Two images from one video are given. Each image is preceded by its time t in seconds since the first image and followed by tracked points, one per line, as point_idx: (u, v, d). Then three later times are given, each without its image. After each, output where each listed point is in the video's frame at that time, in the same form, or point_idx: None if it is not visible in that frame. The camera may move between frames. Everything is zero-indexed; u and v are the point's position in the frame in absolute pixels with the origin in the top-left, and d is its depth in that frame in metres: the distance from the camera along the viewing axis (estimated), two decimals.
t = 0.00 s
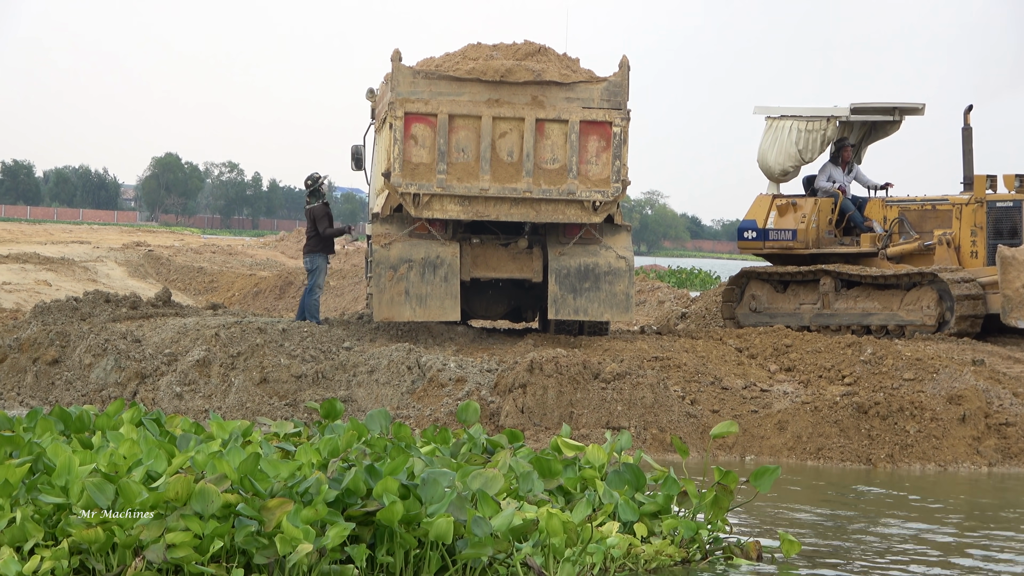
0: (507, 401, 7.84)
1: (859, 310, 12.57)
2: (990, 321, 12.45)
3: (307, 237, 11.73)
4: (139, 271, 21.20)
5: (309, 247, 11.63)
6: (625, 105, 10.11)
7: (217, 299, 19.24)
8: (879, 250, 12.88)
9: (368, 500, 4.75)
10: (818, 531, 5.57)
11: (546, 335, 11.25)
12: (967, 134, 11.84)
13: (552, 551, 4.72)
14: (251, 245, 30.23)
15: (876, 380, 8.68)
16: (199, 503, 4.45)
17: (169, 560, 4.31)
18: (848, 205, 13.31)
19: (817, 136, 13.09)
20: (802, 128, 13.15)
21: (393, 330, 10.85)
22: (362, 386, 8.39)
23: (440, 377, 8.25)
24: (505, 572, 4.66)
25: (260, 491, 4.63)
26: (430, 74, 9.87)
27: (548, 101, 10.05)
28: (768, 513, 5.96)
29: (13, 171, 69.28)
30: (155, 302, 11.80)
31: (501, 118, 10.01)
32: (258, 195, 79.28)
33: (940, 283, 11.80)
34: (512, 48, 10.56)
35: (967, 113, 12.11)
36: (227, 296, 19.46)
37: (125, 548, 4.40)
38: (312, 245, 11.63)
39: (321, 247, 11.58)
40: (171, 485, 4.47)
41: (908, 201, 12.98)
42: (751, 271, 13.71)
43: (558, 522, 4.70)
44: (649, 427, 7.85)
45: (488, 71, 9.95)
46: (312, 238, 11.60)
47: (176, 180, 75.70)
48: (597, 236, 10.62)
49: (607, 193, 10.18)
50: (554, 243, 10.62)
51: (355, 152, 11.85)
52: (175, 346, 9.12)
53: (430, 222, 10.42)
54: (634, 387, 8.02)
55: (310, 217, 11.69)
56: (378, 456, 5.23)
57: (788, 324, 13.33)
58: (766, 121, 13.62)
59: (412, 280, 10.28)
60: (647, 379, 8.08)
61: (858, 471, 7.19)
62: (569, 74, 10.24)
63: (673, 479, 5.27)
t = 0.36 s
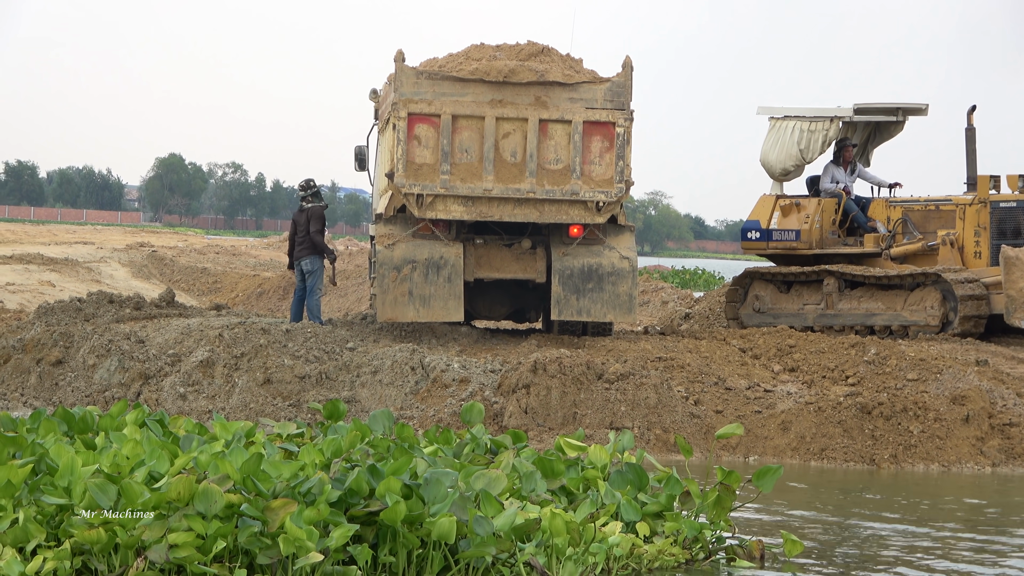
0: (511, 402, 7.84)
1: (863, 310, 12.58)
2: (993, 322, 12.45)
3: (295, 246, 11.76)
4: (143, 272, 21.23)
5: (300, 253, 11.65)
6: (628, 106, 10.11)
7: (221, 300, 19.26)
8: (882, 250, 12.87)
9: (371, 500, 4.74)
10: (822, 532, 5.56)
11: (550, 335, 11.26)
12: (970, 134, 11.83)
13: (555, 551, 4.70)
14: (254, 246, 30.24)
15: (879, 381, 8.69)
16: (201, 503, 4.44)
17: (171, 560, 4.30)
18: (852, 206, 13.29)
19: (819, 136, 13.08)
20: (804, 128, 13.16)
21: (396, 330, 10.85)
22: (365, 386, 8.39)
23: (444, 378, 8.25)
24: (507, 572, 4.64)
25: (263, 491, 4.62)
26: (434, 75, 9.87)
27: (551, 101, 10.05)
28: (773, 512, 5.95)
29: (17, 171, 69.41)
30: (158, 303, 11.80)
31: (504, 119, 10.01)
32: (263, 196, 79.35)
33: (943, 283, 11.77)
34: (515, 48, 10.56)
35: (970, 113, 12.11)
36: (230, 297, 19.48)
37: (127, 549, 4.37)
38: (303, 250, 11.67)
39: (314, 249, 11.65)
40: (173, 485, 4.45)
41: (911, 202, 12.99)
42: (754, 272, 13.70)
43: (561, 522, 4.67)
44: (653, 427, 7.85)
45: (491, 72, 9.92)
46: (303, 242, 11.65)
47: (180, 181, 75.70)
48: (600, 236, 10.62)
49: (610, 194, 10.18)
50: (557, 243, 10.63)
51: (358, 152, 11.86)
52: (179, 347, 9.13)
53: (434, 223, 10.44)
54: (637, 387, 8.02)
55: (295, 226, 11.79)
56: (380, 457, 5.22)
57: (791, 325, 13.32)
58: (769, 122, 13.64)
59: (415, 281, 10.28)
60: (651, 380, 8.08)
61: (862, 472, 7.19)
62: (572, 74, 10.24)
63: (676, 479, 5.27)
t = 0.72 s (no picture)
0: (513, 401, 7.84)
1: (865, 310, 12.58)
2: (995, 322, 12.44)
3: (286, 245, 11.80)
4: (145, 272, 21.24)
5: (296, 252, 11.74)
6: (630, 106, 10.11)
7: (223, 299, 19.26)
8: (884, 250, 12.89)
9: (372, 499, 4.71)
10: (821, 532, 5.55)
11: (552, 335, 11.26)
12: (972, 134, 11.83)
13: (557, 549, 4.69)
14: (256, 245, 30.25)
15: (881, 381, 8.68)
16: (202, 503, 4.42)
17: (172, 559, 4.29)
18: (853, 206, 13.35)
19: (821, 136, 13.08)
20: (806, 128, 13.17)
21: (398, 330, 10.86)
22: (367, 386, 8.39)
23: (445, 377, 8.24)
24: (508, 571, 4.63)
25: (263, 491, 4.60)
26: (435, 75, 9.87)
27: (553, 101, 10.04)
28: (775, 512, 5.95)
29: (19, 171, 69.44)
30: (160, 303, 11.81)
31: (506, 119, 10.01)
32: (264, 195, 79.34)
33: (945, 283, 11.77)
34: (517, 48, 10.56)
35: (973, 113, 12.11)
36: (232, 297, 19.48)
37: (128, 548, 4.35)
38: (300, 248, 11.77)
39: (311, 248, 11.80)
40: (174, 484, 4.43)
41: (913, 202, 13.00)
42: (756, 272, 13.70)
43: (561, 521, 4.66)
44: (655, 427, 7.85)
45: (494, 72, 9.95)
46: (299, 241, 11.76)
47: (180, 180, 75.74)
48: (602, 236, 10.62)
49: (612, 194, 10.19)
50: (559, 244, 10.63)
51: (360, 152, 11.86)
52: (181, 347, 9.14)
53: (436, 223, 10.44)
54: (639, 387, 8.02)
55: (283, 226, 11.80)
56: (381, 456, 5.21)
57: (793, 325, 13.32)
58: (771, 122, 13.65)
59: (417, 281, 10.28)
60: (652, 380, 8.08)
61: (863, 472, 7.18)
62: (574, 74, 10.24)
63: (677, 479, 5.27)
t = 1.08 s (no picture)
0: (514, 401, 7.83)
1: (867, 310, 12.58)
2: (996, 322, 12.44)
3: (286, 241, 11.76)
4: (146, 271, 21.25)
5: (298, 248, 11.75)
6: (631, 106, 10.11)
7: (224, 299, 19.26)
8: (885, 250, 12.89)
9: (372, 497, 4.69)
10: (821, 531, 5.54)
11: (553, 334, 11.26)
12: (973, 134, 11.83)
13: (557, 548, 4.68)
14: (257, 245, 30.26)
15: (882, 381, 8.68)
16: (202, 501, 4.40)
17: (171, 557, 4.27)
18: (854, 205, 13.35)
19: (823, 135, 13.08)
20: (807, 128, 13.17)
21: (399, 329, 10.86)
22: (368, 385, 8.39)
23: (447, 377, 8.23)
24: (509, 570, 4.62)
25: (263, 489, 4.59)
26: (437, 74, 9.86)
27: (555, 101, 10.04)
28: (775, 512, 5.93)
29: (20, 169, 69.39)
30: (161, 302, 11.81)
31: (508, 118, 10.01)
32: (264, 194, 79.33)
33: (946, 283, 11.77)
34: (519, 48, 10.55)
35: (974, 113, 12.11)
36: (233, 296, 19.47)
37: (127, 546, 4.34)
38: (302, 245, 11.79)
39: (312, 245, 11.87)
40: (174, 482, 4.42)
41: (914, 202, 12.99)
42: (757, 272, 13.71)
43: (561, 520, 4.66)
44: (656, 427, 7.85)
45: (495, 71, 9.93)
46: (301, 238, 11.78)
47: (181, 179, 75.73)
48: (603, 236, 10.62)
49: (614, 194, 10.19)
50: (560, 243, 10.62)
51: (362, 151, 11.84)
52: (182, 346, 9.14)
53: (437, 223, 10.43)
54: (640, 387, 8.02)
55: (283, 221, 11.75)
56: (381, 454, 5.20)
57: (794, 324, 13.32)
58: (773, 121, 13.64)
59: (418, 281, 10.29)
60: (654, 380, 8.08)
61: (864, 471, 7.18)
62: (576, 74, 10.23)
63: (677, 478, 5.26)
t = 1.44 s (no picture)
0: (515, 401, 7.83)
1: (867, 311, 12.58)
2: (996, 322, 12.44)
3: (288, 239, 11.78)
4: (147, 272, 21.26)
5: (299, 249, 11.79)
6: (631, 106, 10.10)
7: (225, 299, 19.25)
8: (886, 250, 12.90)
9: (371, 496, 4.67)
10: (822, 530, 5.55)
11: (553, 335, 11.26)
12: (974, 135, 11.83)
13: (555, 548, 4.66)
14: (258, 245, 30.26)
15: (883, 381, 8.68)
16: (200, 500, 4.39)
17: (170, 556, 4.25)
18: (856, 206, 13.35)
19: (823, 135, 13.06)
20: (808, 128, 13.16)
21: (399, 330, 10.86)
22: (369, 386, 8.39)
23: (447, 377, 8.23)
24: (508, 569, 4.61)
25: (262, 488, 4.58)
26: (437, 75, 9.85)
27: (555, 102, 10.04)
28: (775, 511, 5.93)
29: (21, 170, 69.38)
30: (162, 302, 11.80)
31: (508, 119, 10.01)
32: (265, 194, 79.33)
33: (947, 283, 11.77)
34: (519, 48, 10.57)
35: (975, 114, 12.11)
36: (234, 296, 19.47)
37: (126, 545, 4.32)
38: (303, 245, 11.84)
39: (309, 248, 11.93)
40: (172, 481, 4.40)
41: (915, 202, 12.97)
42: (758, 272, 13.72)
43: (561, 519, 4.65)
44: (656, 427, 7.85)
45: (495, 72, 9.96)
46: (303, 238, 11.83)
47: (181, 179, 75.74)
48: (604, 237, 10.61)
49: (614, 195, 10.19)
50: (560, 244, 10.62)
51: (364, 152, 11.79)
52: (182, 346, 9.14)
53: (438, 223, 10.43)
54: (641, 387, 8.02)
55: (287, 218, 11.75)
56: (381, 454, 5.19)
57: (795, 325, 13.32)
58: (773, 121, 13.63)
59: (419, 282, 10.29)
60: (654, 380, 8.08)
61: (865, 471, 7.18)
62: (575, 75, 10.21)
63: (676, 477, 5.26)
